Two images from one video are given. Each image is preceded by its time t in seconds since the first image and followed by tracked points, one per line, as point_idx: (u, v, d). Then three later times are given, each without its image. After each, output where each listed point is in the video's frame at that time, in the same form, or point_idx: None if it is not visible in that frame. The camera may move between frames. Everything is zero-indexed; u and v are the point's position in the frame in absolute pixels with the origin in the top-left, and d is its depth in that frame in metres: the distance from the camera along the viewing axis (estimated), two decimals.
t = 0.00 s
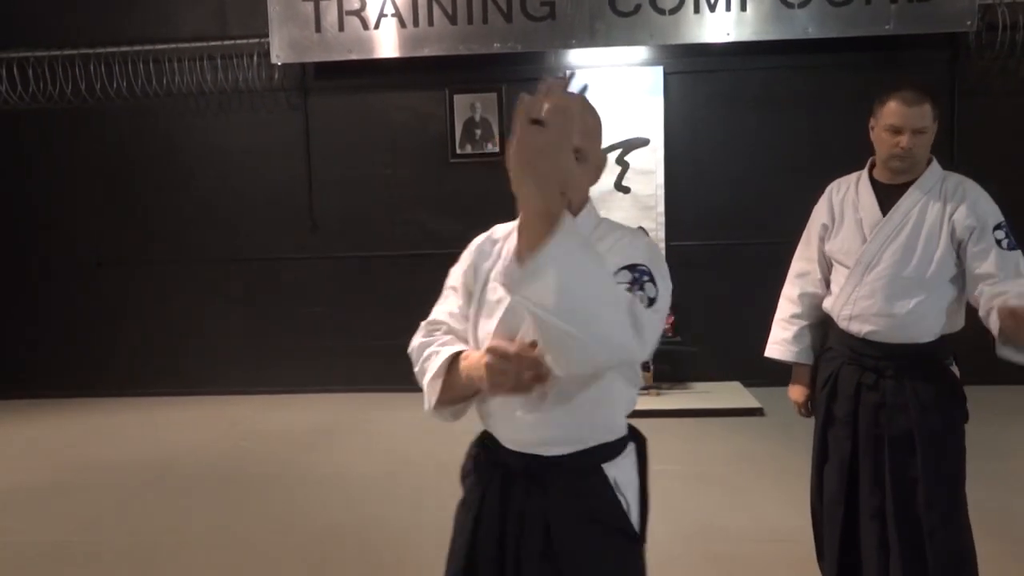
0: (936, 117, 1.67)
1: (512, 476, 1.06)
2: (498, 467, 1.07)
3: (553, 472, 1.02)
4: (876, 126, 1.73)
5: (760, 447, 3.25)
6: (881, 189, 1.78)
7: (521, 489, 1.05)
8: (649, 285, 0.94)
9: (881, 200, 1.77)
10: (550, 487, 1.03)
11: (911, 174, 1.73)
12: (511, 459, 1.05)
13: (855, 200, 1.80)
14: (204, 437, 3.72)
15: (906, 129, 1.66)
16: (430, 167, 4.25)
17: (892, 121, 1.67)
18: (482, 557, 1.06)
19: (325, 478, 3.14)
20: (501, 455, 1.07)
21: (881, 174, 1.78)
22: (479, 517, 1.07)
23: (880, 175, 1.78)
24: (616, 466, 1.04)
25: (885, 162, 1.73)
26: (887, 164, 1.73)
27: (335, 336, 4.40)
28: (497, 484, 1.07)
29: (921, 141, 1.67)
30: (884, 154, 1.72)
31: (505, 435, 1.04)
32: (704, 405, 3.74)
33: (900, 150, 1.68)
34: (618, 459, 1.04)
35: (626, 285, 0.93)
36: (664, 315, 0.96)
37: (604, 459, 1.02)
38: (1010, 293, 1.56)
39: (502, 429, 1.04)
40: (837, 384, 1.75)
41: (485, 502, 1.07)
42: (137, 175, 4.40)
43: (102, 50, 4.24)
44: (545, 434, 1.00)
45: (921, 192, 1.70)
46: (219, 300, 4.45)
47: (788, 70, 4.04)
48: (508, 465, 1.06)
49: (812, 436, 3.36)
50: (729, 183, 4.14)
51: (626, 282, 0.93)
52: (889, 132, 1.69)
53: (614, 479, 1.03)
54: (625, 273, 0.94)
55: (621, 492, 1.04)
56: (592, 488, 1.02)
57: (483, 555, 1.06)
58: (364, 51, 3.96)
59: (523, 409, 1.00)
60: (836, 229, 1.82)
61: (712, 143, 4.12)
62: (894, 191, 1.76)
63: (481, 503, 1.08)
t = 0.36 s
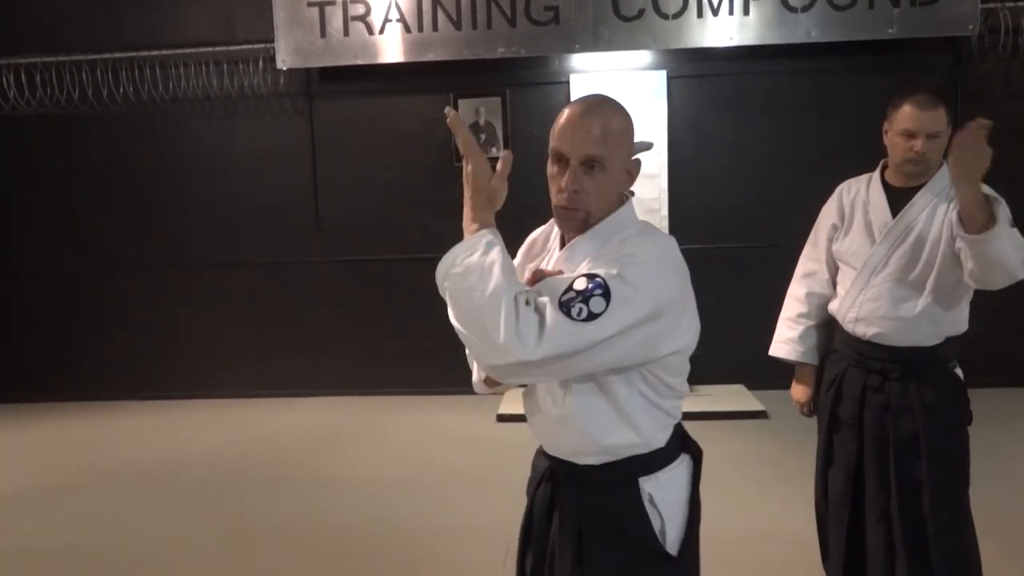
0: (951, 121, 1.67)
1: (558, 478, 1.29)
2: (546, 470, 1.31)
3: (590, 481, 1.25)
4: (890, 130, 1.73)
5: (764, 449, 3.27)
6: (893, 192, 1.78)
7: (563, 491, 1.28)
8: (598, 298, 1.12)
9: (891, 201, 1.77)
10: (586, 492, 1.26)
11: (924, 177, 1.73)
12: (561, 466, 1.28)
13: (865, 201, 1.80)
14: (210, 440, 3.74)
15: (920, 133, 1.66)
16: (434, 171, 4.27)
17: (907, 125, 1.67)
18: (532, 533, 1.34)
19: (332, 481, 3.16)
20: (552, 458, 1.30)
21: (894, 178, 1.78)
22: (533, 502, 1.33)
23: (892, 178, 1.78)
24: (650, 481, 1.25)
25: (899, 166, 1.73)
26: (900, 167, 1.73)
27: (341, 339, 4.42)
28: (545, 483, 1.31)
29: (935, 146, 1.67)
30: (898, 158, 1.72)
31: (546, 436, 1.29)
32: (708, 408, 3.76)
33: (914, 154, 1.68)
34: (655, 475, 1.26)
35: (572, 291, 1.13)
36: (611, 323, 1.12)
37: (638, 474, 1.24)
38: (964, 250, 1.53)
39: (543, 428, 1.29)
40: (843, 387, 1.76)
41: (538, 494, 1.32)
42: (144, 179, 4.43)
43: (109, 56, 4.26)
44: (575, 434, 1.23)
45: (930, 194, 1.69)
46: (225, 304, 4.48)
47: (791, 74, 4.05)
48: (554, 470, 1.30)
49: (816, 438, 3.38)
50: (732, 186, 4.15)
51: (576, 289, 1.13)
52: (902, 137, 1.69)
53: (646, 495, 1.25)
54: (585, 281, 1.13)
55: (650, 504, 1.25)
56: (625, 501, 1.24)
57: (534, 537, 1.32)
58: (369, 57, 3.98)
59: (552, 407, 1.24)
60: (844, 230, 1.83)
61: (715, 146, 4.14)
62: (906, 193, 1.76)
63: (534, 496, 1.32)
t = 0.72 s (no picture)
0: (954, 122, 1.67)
1: (561, 473, 1.29)
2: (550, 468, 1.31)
3: (594, 474, 1.25)
4: (892, 132, 1.73)
5: (771, 451, 3.27)
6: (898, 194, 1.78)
7: (567, 485, 1.28)
8: (635, 305, 1.09)
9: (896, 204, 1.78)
10: (590, 485, 1.25)
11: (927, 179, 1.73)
12: (564, 461, 1.28)
13: (871, 203, 1.81)
14: (218, 442, 3.75)
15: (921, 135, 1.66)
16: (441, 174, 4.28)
17: (909, 126, 1.67)
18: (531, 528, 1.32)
19: (339, 483, 3.17)
20: (554, 454, 1.30)
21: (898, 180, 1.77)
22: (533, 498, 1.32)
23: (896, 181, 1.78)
24: (654, 471, 1.25)
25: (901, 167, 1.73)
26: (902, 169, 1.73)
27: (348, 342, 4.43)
28: (547, 480, 1.30)
29: (936, 146, 1.66)
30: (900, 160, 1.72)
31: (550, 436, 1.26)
32: (715, 410, 3.76)
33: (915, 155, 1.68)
34: (658, 464, 1.26)
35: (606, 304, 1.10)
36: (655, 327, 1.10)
37: (643, 464, 1.24)
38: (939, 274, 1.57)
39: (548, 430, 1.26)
40: (849, 387, 1.77)
41: (539, 489, 1.31)
42: (152, 183, 4.45)
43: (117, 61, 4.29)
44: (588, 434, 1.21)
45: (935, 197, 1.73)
46: (232, 307, 4.49)
47: (796, 76, 4.06)
48: (557, 465, 1.29)
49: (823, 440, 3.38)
50: (738, 188, 4.15)
51: (610, 302, 1.10)
52: (903, 138, 1.69)
53: (650, 485, 1.25)
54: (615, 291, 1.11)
55: (655, 493, 1.25)
56: (629, 492, 1.23)
57: (538, 535, 1.31)
58: (376, 60, 4.00)
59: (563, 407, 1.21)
60: (851, 232, 1.84)
61: (722, 149, 4.14)
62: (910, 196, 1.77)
63: (536, 493, 1.32)
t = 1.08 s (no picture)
0: (953, 116, 1.66)
1: (515, 456, 1.31)
2: (501, 452, 1.32)
3: (554, 449, 1.29)
4: (891, 126, 1.71)
5: (772, 446, 3.27)
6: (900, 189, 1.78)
7: (524, 466, 1.30)
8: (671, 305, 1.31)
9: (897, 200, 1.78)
10: (551, 462, 1.29)
11: (926, 173, 1.72)
12: (519, 441, 1.31)
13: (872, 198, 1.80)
14: (222, 438, 3.76)
15: (920, 129, 1.65)
16: (443, 171, 4.28)
17: (907, 120, 1.66)
18: (487, 521, 1.32)
19: (341, 478, 3.18)
20: (506, 438, 1.32)
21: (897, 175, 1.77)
22: (485, 489, 1.32)
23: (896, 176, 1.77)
24: (607, 435, 1.33)
25: (899, 162, 1.71)
26: (901, 164, 1.72)
27: (351, 338, 4.44)
28: (501, 464, 1.31)
29: (935, 140, 1.65)
30: (898, 154, 1.70)
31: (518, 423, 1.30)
32: (718, 406, 3.76)
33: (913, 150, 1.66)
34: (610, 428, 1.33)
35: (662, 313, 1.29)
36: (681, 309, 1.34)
37: (595, 432, 1.31)
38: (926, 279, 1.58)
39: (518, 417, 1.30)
40: (849, 382, 1.76)
41: (492, 477, 1.32)
42: (154, 180, 4.46)
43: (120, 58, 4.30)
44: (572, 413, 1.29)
45: (933, 192, 1.73)
46: (236, 303, 4.50)
47: (799, 72, 4.05)
48: (511, 447, 1.31)
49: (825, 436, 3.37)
50: (741, 184, 4.15)
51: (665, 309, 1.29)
52: (902, 132, 1.67)
53: (607, 448, 1.32)
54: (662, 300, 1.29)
55: (612, 456, 1.32)
56: (589, 458, 1.29)
57: (493, 520, 1.31)
58: (378, 57, 4.00)
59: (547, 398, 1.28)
60: (851, 227, 1.83)
61: (724, 144, 4.14)
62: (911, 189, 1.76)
63: (487, 480, 1.32)
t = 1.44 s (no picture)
0: (942, 107, 1.66)
1: (491, 437, 1.32)
2: (477, 434, 1.33)
3: (529, 429, 1.31)
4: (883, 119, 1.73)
5: (774, 440, 3.28)
6: (898, 182, 1.78)
7: (500, 447, 1.31)
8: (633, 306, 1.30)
9: (895, 194, 1.78)
10: (526, 442, 1.30)
11: (921, 164, 1.73)
12: (492, 421, 1.32)
13: (870, 193, 1.80)
14: (224, 433, 3.77)
15: (906, 121, 1.66)
16: (445, 165, 4.29)
17: (893, 112, 1.67)
18: (464, 499, 1.33)
19: (343, 472, 3.19)
20: (482, 418, 1.33)
21: (895, 167, 1.78)
22: (461, 469, 1.33)
23: (894, 169, 1.78)
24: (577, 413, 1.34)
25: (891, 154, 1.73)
26: (894, 156, 1.73)
27: (353, 333, 4.45)
28: (476, 445, 1.33)
29: (923, 131, 1.66)
30: (890, 146, 1.72)
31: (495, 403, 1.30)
32: (720, 400, 3.76)
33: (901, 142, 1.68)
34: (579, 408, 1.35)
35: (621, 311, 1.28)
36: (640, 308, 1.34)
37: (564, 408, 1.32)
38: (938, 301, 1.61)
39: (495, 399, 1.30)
40: (849, 376, 1.77)
41: (467, 457, 1.33)
42: (157, 175, 4.47)
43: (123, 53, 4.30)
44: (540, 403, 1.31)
45: (930, 185, 1.71)
46: (238, 298, 4.51)
47: (802, 66, 4.04)
48: (486, 429, 1.32)
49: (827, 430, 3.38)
50: (744, 178, 4.15)
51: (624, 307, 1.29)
52: (890, 124, 1.69)
53: (580, 429, 1.33)
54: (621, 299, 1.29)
55: (584, 434, 1.34)
56: (562, 436, 1.31)
57: (471, 502, 1.32)
58: (381, 51, 4.00)
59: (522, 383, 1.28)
60: (850, 222, 1.84)
61: (727, 139, 4.14)
62: (910, 182, 1.76)
63: (464, 463, 1.33)
